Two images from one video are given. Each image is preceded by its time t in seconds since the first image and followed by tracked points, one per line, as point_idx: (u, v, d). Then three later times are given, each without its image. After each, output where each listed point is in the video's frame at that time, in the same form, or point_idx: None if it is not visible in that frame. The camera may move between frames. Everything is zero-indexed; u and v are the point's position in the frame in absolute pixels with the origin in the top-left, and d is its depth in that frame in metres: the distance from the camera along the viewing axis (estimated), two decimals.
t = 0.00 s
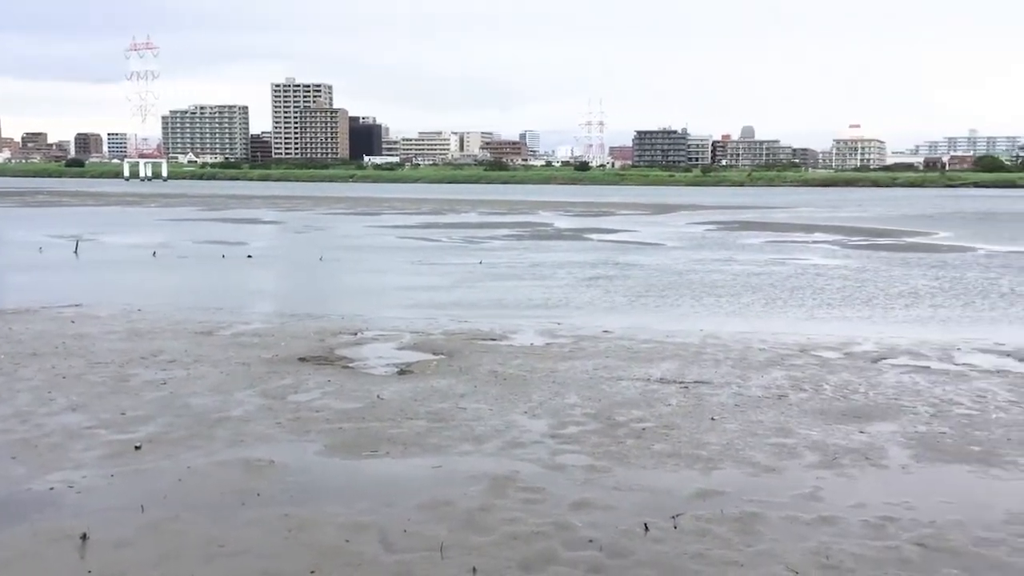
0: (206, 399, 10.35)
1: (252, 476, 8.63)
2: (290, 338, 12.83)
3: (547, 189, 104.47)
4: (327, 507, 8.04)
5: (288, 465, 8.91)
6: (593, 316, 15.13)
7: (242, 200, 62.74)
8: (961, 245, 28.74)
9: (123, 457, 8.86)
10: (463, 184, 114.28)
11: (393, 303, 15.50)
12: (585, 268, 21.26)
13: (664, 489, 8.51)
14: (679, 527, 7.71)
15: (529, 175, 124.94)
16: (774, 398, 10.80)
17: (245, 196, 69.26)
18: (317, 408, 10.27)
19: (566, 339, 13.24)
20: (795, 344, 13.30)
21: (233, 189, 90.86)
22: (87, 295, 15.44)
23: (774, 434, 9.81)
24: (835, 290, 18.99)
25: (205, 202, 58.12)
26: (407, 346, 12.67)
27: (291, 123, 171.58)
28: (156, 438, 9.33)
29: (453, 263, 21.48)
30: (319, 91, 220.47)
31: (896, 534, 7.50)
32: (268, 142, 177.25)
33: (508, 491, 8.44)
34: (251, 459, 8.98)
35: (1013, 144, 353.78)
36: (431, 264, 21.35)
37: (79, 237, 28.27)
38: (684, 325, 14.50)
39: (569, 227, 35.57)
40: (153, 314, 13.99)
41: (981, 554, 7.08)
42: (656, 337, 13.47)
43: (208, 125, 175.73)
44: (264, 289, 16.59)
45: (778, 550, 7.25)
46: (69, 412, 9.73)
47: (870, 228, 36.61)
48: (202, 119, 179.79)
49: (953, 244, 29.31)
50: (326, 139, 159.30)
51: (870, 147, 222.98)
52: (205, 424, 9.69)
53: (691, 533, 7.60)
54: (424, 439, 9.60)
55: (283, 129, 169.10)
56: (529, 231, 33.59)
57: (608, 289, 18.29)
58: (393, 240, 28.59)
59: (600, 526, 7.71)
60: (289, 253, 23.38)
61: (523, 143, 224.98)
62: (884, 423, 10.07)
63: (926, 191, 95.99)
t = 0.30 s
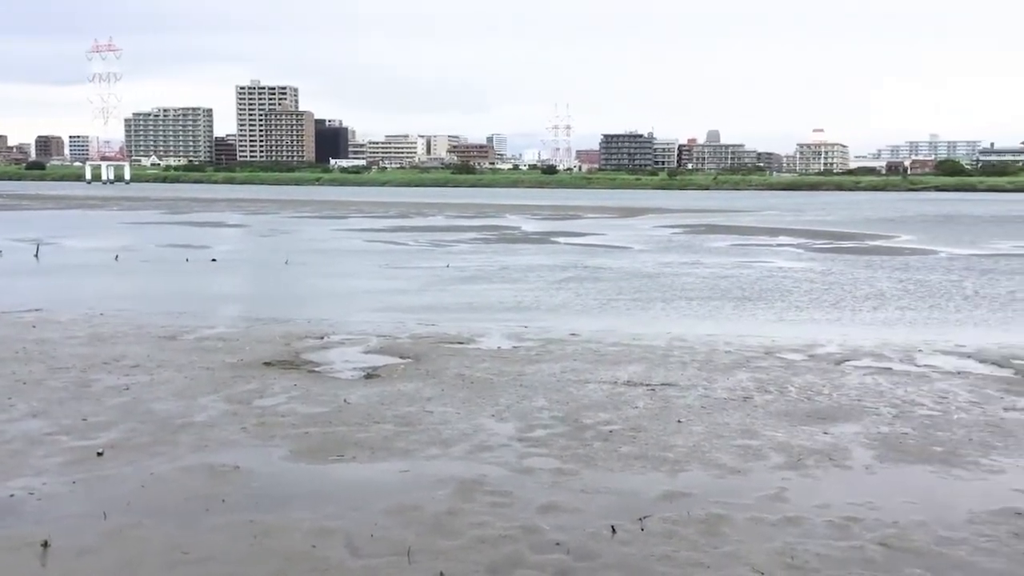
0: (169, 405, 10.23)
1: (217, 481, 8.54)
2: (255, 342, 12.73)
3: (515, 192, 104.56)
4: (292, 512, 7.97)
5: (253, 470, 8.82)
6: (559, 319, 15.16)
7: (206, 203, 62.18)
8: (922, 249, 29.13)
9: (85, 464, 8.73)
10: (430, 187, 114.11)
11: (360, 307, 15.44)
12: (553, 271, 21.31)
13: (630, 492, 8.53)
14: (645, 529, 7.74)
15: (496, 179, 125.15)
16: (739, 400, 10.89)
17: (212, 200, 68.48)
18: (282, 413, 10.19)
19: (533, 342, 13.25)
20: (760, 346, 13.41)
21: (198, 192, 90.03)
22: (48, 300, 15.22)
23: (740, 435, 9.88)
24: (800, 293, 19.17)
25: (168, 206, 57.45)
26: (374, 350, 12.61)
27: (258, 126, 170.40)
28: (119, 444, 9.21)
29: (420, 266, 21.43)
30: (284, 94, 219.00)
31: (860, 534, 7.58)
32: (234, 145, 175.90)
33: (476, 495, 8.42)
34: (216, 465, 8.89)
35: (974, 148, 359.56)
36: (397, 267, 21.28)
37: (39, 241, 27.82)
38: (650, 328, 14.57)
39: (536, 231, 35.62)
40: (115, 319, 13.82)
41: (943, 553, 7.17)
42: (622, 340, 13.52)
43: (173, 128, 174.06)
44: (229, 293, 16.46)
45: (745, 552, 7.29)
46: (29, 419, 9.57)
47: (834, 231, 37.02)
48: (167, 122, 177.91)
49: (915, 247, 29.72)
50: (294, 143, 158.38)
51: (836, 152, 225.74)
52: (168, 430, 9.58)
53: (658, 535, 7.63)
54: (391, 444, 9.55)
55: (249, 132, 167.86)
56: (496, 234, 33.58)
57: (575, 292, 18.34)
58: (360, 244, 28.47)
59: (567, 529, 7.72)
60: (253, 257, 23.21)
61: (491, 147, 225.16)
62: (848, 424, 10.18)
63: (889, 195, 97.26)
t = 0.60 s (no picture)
0: (134, 410, 10.12)
1: (183, 487, 8.46)
2: (222, 346, 12.62)
3: (487, 194, 104.52)
4: (260, 517, 7.91)
5: (219, 476, 8.75)
6: (529, 321, 15.18)
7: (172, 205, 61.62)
8: (888, 251, 29.48)
9: (48, 470, 8.61)
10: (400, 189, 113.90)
11: (328, 310, 15.38)
12: (524, 273, 21.33)
13: (599, 493, 8.55)
14: (615, 530, 7.76)
15: (467, 180, 125.04)
16: (708, 401, 10.95)
17: (180, 202, 67.94)
18: (250, 417, 10.11)
19: (503, 345, 13.26)
20: (728, 347, 13.50)
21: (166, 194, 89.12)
22: (11, 304, 15.01)
23: (708, 436, 9.93)
24: (767, 294, 19.33)
25: (133, 208, 56.83)
26: (342, 353, 12.56)
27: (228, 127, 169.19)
28: (83, 449, 9.10)
29: (389, 269, 21.38)
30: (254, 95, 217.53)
31: (826, 533, 7.65)
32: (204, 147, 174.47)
33: (445, 498, 8.40)
34: (182, 470, 8.80)
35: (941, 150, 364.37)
36: (366, 270, 21.21)
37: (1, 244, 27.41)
38: (619, 330, 14.62)
39: (507, 233, 35.61)
40: (80, 323, 13.65)
41: (908, 552, 7.24)
42: (591, 342, 13.56)
43: (141, 129, 172.32)
44: (195, 296, 16.32)
45: (713, 552, 7.33)
46: None
47: (801, 233, 37.35)
48: (135, 123, 176.15)
49: (880, 249, 30.06)
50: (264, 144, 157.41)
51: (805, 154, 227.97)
52: (134, 435, 9.48)
53: (627, 536, 7.65)
54: (360, 447, 9.51)
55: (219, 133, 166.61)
56: (466, 237, 33.54)
57: (545, 294, 18.39)
58: (328, 246, 28.33)
59: (537, 532, 7.72)
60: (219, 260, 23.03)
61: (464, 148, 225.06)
62: (815, 425, 10.27)
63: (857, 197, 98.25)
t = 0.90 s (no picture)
0: (106, 414, 10.03)
1: (155, 492, 8.39)
2: (195, 349, 12.54)
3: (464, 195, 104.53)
4: (233, 522, 7.86)
5: (192, 480, 8.68)
6: (503, 323, 15.18)
7: (145, 206, 61.10)
8: (861, 250, 29.76)
9: (17, 475, 8.52)
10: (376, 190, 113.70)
11: (302, 312, 15.34)
12: (499, 274, 21.35)
13: (574, 494, 8.56)
14: (589, 531, 7.77)
15: (444, 181, 124.95)
16: (682, 401, 11.00)
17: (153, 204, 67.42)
18: (222, 421, 10.05)
19: (478, 346, 13.25)
20: (701, 347, 13.56)
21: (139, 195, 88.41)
22: None
23: (682, 436, 9.97)
24: (741, 294, 19.44)
25: (104, 210, 56.33)
26: (317, 355, 12.51)
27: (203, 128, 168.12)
28: (53, 454, 9.00)
29: (363, 270, 21.34)
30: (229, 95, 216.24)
31: (799, 532, 7.70)
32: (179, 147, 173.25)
33: (420, 501, 8.38)
34: (154, 475, 8.72)
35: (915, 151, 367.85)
36: (341, 271, 21.16)
37: None
38: (594, 331, 14.66)
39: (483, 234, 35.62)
40: (50, 326, 13.52)
41: (880, 550, 7.30)
42: (566, 343, 13.59)
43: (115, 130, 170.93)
44: (168, 298, 16.22)
45: (687, 551, 7.36)
46: None
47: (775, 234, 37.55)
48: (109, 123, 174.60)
49: (853, 249, 30.29)
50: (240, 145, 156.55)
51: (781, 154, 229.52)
52: (106, 440, 9.40)
53: (602, 537, 7.66)
54: (334, 450, 9.48)
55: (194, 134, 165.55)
56: (441, 238, 33.52)
57: (520, 295, 18.40)
58: (302, 248, 28.23)
59: (511, 533, 7.73)
60: (192, 262, 22.90)
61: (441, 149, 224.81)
62: (788, 424, 10.33)
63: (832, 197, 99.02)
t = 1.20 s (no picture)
0: (82, 416, 9.95)
1: (132, 493, 8.33)
2: (172, 349, 12.46)
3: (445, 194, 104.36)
4: (211, 523, 7.82)
5: (170, 481, 8.63)
6: (483, 322, 15.16)
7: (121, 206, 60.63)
8: (839, 248, 29.91)
9: None
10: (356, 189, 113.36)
11: (280, 311, 15.28)
12: (478, 273, 21.33)
13: (553, 493, 8.56)
14: (569, 530, 7.78)
15: (424, 181, 124.64)
16: (662, 400, 11.02)
17: (130, 204, 66.81)
18: (200, 422, 9.99)
19: (457, 345, 13.24)
20: (681, 346, 13.59)
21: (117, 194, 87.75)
22: None
23: (661, 434, 10.00)
24: (720, 292, 19.51)
25: (80, 210, 55.84)
26: (295, 355, 12.46)
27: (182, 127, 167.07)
28: (28, 456, 8.93)
29: (341, 270, 21.26)
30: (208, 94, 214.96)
31: (777, 528, 7.74)
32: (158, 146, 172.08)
33: (399, 500, 8.36)
34: (131, 476, 8.67)
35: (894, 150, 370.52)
36: (319, 271, 21.08)
37: None
38: (573, 330, 14.67)
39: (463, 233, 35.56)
40: (24, 327, 13.40)
41: (857, 546, 7.35)
42: (545, 342, 13.59)
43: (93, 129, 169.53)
44: (144, 298, 16.12)
45: (666, 549, 7.38)
46: None
47: (754, 232, 37.63)
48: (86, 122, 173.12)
49: (831, 247, 30.44)
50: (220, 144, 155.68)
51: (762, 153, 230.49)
52: (82, 441, 9.33)
53: (581, 535, 7.68)
54: (312, 450, 9.45)
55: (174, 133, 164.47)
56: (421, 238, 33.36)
57: (500, 294, 18.39)
58: (281, 247, 28.11)
59: (491, 532, 7.73)
60: (169, 262, 22.76)
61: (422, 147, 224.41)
62: (766, 422, 10.38)
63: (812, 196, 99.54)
